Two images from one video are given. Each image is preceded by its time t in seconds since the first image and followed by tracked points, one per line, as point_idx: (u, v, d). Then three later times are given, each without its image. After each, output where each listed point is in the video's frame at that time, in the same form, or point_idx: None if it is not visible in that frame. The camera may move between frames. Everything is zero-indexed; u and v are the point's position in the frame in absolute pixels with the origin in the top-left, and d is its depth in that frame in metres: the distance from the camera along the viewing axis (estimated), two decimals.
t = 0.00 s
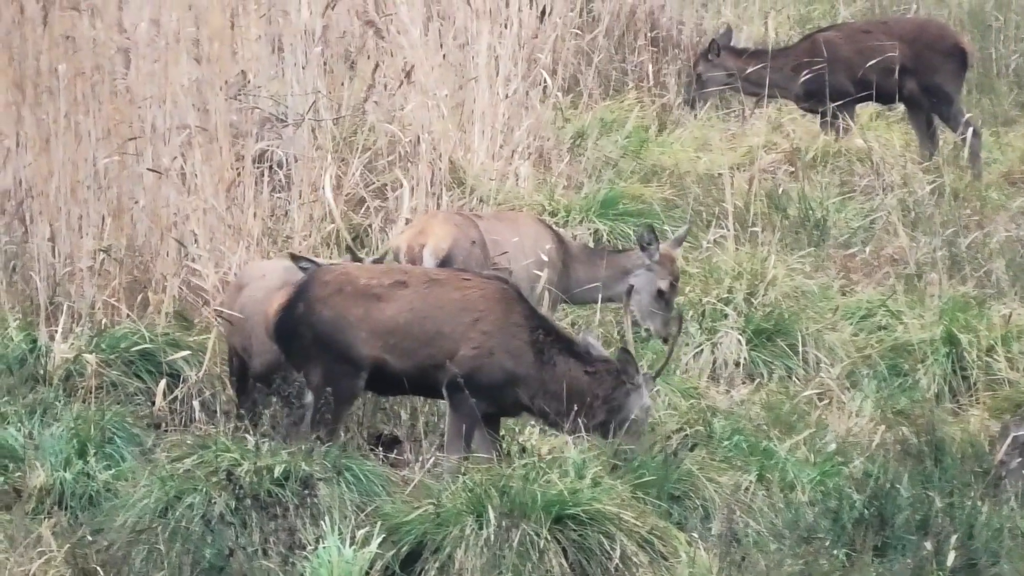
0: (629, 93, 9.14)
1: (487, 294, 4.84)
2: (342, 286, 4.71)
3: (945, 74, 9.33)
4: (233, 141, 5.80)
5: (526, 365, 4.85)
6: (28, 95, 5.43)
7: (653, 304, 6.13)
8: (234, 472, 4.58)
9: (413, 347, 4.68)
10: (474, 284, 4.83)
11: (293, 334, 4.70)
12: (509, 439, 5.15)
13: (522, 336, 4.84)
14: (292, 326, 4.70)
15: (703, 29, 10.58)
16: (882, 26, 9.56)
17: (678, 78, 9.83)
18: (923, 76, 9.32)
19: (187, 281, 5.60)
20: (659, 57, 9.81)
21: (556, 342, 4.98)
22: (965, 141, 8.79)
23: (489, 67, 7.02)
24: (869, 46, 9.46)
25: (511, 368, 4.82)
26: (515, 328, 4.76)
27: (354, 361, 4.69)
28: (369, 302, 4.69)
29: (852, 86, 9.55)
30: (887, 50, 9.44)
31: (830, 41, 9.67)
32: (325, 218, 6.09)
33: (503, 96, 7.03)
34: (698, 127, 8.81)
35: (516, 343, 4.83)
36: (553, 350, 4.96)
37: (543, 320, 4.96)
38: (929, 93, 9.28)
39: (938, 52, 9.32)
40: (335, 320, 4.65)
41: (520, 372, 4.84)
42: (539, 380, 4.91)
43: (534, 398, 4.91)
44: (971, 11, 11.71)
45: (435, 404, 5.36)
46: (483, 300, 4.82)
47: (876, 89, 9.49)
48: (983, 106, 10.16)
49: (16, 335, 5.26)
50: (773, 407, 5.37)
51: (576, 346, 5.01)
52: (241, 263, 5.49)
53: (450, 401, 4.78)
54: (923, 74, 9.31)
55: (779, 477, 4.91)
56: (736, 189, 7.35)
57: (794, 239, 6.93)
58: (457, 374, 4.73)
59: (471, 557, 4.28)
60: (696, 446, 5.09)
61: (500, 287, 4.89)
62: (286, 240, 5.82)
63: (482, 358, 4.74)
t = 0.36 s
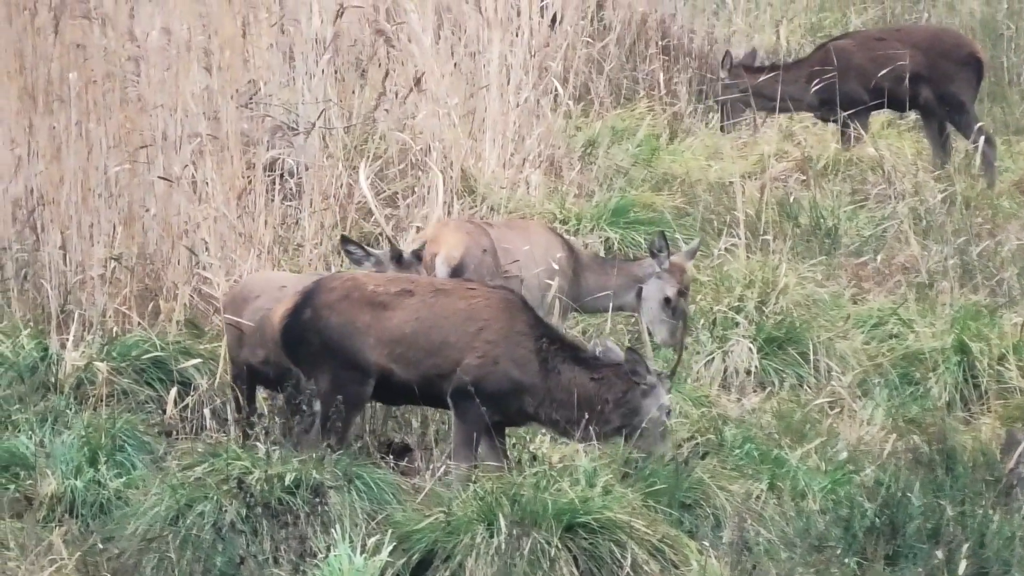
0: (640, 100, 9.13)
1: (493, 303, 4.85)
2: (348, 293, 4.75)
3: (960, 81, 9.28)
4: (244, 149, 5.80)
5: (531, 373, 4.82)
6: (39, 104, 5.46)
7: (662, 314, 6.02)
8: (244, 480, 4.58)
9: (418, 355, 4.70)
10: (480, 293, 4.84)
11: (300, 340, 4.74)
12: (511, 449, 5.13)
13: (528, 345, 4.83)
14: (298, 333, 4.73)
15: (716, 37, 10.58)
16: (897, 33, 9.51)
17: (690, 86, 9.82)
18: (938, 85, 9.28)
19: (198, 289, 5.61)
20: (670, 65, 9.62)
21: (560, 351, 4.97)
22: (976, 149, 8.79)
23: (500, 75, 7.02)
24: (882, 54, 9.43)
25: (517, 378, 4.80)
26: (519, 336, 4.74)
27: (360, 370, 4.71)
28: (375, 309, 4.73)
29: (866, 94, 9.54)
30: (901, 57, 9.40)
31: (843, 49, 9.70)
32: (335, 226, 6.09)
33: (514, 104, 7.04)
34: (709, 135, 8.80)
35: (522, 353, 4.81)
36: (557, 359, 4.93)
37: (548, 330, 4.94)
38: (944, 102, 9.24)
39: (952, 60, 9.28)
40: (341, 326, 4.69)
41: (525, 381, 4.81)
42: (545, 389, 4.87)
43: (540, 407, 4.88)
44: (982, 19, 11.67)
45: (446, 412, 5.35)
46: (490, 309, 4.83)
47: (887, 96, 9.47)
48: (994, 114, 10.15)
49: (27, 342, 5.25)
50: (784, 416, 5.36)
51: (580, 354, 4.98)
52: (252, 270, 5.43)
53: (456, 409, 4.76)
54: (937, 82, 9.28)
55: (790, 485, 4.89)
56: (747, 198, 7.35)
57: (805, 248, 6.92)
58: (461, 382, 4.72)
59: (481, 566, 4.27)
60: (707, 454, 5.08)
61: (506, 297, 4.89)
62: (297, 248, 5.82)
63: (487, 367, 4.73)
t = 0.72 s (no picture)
0: (652, 108, 9.06)
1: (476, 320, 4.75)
2: (332, 321, 4.73)
3: (977, 90, 9.45)
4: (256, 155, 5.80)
5: (521, 386, 4.70)
6: (53, 111, 5.48)
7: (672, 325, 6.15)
8: (257, 487, 4.57)
9: (405, 377, 4.62)
10: (464, 310, 4.75)
11: (287, 371, 4.73)
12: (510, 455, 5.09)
13: (515, 357, 4.70)
14: (285, 363, 4.72)
15: (730, 43, 10.59)
16: (915, 40, 9.65)
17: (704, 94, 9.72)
18: (956, 93, 9.43)
19: (212, 296, 5.62)
20: (681, 72, 9.50)
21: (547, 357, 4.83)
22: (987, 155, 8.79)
23: (513, 82, 7.04)
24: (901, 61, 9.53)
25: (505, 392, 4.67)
26: (503, 349, 4.62)
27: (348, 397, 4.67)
28: (359, 335, 4.69)
29: (883, 101, 9.59)
30: (918, 65, 9.51)
31: (860, 55, 9.77)
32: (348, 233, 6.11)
33: (527, 111, 7.05)
34: (721, 142, 8.78)
35: (509, 365, 4.68)
36: (544, 367, 4.79)
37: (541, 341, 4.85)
38: (961, 109, 9.41)
39: (969, 69, 9.46)
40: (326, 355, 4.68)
41: (515, 393, 4.68)
42: (534, 400, 4.74)
43: (531, 417, 4.76)
44: (995, 27, 11.66)
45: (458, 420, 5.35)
46: (475, 326, 4.73)
47: (902, 103, 9.55)
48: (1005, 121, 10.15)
49: (40, 349, 5.25)
50: (797, 423, 5.36)
51: (566, 357, 4.84)
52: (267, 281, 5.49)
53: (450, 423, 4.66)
54: (955, 90, 9.44)
55: (804, 492, 4.88)
56: (760, 205, 7.36)
57: (818, 255, 6.93)
58: (450, 395, 4.60)
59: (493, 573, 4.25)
60: (719, 462, 5.08)
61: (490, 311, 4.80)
62: (309, 255, 5.83)
63: (474, 382, 4.60)
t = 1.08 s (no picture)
0: (666, 116, 9.00)
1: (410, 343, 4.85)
2: (279, 342, 4.77)
3: (995, 97, 9.41)
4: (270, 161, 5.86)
5: (469, 401, 4.83)
6: (66, 120, 5.58)
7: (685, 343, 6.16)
8: (270, 494, 4.51)
9: (350, 402, 4.73)
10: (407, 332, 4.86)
11: (235, 391, 4.77)
12: (488, 449, 5.21)
13: (458, 376, 4.83)
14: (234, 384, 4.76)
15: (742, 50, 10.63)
16: (932, 46, 9.58)
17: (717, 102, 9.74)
18: (975, 100, 9.41)
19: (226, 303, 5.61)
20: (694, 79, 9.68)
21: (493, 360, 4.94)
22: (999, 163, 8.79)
23: (527, 88, 7.07)
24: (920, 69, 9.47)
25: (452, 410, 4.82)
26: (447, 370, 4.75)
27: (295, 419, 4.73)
28: (307, 357, 4.74)
29: (901, 110, 9.58)
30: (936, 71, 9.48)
31: (878, 62, 9.71)
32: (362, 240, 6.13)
33: (540, 118, 7.07)
34: (736, 150, 8.75)
35: (454, 385, 4.82)
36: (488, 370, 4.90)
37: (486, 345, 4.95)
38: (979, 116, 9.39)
39: (988, 75, 9.40)
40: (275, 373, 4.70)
41: (461, 411, 4.83)
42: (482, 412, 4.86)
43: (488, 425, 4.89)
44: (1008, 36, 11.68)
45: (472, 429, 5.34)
46: (416, 348, 4.84)
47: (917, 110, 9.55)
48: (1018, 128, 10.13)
49: (54, 357, 5.27)
50: (811, 430, 5.36)
51: (507, 353, 4.92)
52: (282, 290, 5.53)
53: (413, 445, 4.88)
54: (974, 96, 9.41)
55: (818, 500, 4.85)
56: (773, 212, 7.37)
57: (832, 263, 6.94)
58: (404, 421, 4.78)
59: None
60: (733, 469, 5.08)
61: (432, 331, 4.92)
62: (323, 262, 5.83)
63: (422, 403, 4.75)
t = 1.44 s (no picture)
0: (679, 124, 9.08)
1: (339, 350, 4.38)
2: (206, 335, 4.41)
3: (1014, 106, 9.21)
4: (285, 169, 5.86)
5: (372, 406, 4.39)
6: (79, 128, 5.62)
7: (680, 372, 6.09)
8: (285, 502, 4.50)
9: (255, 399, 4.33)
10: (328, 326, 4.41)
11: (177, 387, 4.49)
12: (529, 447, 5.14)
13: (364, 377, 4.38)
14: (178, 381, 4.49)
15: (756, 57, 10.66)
16: (948, 54, 9.57)
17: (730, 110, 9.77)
18: (992, 108, 9.28)
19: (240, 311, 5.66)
20: (709, 87, 9.74)
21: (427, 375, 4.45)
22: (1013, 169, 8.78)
23: (541, 95, 7.10)
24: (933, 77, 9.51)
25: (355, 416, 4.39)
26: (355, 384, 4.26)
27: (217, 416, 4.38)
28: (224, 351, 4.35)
29: (913, 117, 9.61)
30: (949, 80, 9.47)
31: (891, 70, 9.79)
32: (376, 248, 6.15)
33: (554, 127, 7.09)
34: (750, 158, 8.76)
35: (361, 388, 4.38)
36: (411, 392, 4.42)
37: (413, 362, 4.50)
38: (995, 124, 9.24)
39: (1004, 82, 9.26)
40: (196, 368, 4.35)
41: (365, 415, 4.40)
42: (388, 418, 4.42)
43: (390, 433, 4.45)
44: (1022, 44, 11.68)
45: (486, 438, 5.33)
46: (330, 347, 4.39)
47: (930, 119, 9.54)
48: None
49: (68, 364, 5.34)
50: (825, 438, 5.36)
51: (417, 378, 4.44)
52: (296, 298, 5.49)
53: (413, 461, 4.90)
54: (990, 104, 9.29)
55: (832, 508, 4.84)
56: (787, 220, 7.38)
57: (846, 270, 6.96)
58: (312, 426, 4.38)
59: None
60: (748, 478, 5.07)
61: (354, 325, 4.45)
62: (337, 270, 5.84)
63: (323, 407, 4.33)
